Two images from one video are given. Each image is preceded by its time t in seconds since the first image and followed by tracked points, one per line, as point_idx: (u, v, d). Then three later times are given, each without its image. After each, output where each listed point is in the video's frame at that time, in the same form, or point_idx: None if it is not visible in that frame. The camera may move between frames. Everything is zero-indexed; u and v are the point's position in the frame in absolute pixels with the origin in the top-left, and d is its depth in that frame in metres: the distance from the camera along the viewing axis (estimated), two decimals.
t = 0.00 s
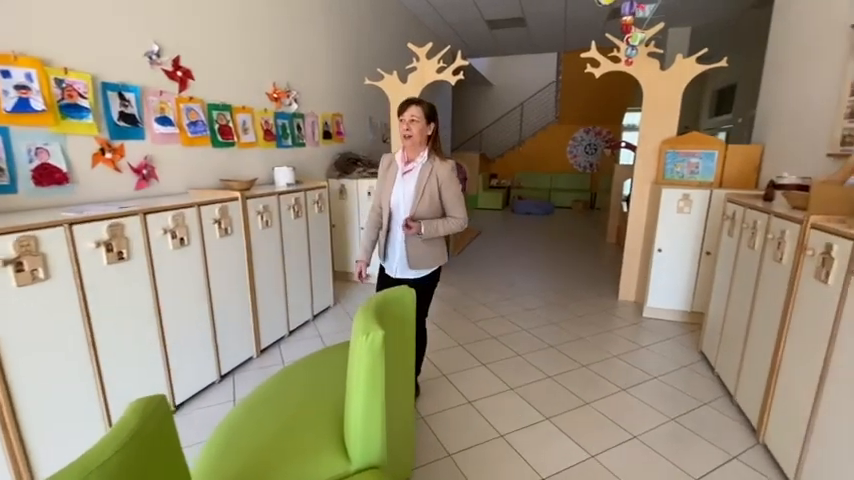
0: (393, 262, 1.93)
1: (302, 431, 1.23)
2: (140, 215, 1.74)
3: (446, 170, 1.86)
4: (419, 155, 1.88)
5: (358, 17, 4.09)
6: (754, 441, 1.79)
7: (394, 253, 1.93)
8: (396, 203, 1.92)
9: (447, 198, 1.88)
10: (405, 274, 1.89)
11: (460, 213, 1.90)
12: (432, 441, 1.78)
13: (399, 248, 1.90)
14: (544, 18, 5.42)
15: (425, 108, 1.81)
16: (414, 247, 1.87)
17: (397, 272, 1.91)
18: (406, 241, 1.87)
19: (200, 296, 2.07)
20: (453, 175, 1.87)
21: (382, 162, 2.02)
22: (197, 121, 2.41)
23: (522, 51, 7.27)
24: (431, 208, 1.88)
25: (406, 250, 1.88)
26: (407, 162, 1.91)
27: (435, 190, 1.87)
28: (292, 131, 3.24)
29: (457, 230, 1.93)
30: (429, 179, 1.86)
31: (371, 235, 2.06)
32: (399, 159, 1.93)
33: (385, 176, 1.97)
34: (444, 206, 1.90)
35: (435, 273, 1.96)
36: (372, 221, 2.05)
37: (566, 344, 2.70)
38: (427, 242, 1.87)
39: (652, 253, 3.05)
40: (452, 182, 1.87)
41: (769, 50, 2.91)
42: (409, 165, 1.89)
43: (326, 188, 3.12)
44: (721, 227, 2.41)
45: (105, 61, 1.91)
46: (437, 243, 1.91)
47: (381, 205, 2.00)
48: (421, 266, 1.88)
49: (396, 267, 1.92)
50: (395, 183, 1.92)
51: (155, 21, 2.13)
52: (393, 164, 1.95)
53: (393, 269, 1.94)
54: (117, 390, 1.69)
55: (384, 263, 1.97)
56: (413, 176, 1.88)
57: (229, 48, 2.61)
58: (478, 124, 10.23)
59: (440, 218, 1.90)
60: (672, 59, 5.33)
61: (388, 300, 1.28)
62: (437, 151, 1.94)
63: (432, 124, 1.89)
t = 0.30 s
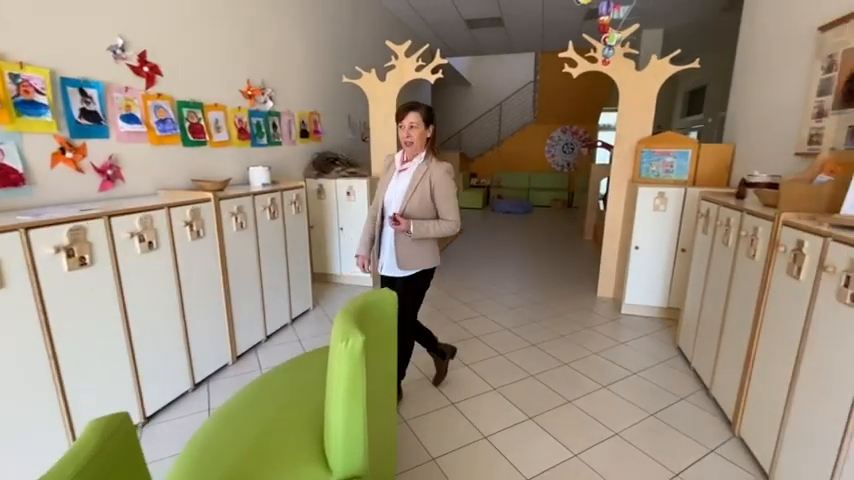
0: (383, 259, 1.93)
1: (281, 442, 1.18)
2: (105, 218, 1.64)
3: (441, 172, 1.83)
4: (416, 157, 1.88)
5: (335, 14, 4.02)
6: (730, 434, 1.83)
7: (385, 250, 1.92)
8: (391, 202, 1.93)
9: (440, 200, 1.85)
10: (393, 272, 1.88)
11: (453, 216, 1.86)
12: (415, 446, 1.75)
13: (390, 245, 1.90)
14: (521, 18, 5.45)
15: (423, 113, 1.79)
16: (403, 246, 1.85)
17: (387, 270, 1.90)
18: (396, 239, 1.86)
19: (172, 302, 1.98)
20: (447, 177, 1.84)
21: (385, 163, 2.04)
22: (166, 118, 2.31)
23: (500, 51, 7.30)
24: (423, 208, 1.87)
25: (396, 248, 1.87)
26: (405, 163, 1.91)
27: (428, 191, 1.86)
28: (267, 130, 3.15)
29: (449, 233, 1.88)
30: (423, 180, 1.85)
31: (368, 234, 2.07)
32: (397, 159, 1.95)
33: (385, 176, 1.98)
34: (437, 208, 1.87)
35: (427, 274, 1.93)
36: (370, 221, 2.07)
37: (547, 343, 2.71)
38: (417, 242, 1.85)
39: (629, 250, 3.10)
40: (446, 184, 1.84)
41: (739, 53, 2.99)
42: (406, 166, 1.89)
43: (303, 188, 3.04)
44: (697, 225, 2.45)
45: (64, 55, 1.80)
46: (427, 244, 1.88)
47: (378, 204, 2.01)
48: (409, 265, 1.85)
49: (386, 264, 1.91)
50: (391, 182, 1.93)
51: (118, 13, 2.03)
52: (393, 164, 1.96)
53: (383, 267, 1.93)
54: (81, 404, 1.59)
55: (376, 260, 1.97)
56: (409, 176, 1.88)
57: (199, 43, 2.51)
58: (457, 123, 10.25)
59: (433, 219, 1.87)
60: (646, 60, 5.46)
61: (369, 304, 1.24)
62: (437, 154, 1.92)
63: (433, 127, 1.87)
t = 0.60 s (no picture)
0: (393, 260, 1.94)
1: (262, 453, 1.14)
2: (70, 220, 1.56)
3: (443, 172, 1.82)
4: (420, 159, 1.87)
5: (312, 10, 3.95)
6: (709, 426, 1.86)
7: (395, 251, 1.94)
8: (398, 204, 1.94)
9: (443, 199, 1.83)
10: (401, 272, 1.89)
11: (458, 215, 1.82)
12: (400, 449, 1.72)
13: (398, 246, 1.91)
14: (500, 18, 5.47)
15: (426, 115, 1.80)
16: (408, 246, 1.84)
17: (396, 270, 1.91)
18: (402, 239, 1.87)
19: (145, 307, 1.90)
20: (449, 176, 1.82)
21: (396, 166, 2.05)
22: (136, 116, 2.21)
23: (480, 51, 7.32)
24: (427, 209, 1.85)
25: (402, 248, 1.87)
26: (410, 165, 1.92)
27: (431, 192, 1.84)
28: (244, 128, 3.07)
29: (455, 232, 1.85)
30: (425, 181, 1.84)
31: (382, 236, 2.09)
32: (405, 162, 1.95)
33: (394, 179, 2.00)
34: (442, 208, 1.85)
35: (436, 271, 1.90)
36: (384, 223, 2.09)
37: (531, 341, 2.73)
38: (423, 242, 1.83)
39: (609, 248, 3.14)
40: (448, 183, 1.81)
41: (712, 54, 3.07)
42: (411, 168, 1.89)
43: (282, 188, 2.97)
44: (674, 222, 2.50)
45: (23, 48, 1.71)
46: (433, 243, 1.85)
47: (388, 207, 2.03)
48: (414, 265, 1.84)
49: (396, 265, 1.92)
50: (399, 184, 1.94)
51: (83, 5, 1.93)
52: (401, 167, 1.97)
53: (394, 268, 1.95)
54: (46, 417, 1.51)
55: (388, 260, 2.00)
56: (413, 178, 1.88)
57: (171, 38, 2.42)
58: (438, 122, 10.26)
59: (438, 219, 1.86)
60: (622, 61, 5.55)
61: (351, 307, 1.20)
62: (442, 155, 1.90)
63: (435, 129, 1.86)
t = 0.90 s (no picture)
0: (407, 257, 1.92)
1: (245, 461, 1.10)
2: (38, 224, 1.49)
3: (451, 166, 1.82)
4: (425, 154, 1.86)
5: (291, 7, 3.89)
6: (690, 420, 1.90)
7: (407, 248, 1.91)
8: (407, 201, 1.91)
9: (454, 193, 1.83)
10: (418, 268, 1.87)
11: (469, 207, 1.84)
12: (387, 453, 1.70)
13: (411, 243, 1.89)
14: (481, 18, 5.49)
15: (431, 110, 1.80)
16: (424, 241, 1.83)
17: (412, 266, 1.89)
18: (416, 235, 1.85)
19: (120, 313, 1.83)
20: (457, 170, 1.82)
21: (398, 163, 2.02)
22: (108, 115, 2.13)
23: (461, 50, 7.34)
24: (438, 202, 1.85)
25: (416, 244, 1.85)
26: (415, 161, 1.90)
27: (441, 186, 1.84)
28: (222, 128, 3.00)
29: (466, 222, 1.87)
30: (435, 175, 1.83)
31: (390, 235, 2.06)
32: (409, 159, 1.93)
33: (398, 177, 1.97)
34: (453, 201, 1.85)
35: (448, 264, 1.91)
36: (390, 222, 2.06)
37: (516, 339, 2.74)
38: (437, 235, 1.83)
39: (591, 246, 3.18)
40: (457, 176, 1.82)
41: (688, 55, 3.14)
42: (417, 164, 1.87)
43: (262, 188, 2.91)
44: (654, 220, 2.55)
45: None
46: (447, 236, 1.85)
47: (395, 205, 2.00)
48: (432, 258, 1.83)
49: (410, 261, 1.89)
50: (406, 181, 1.92)
51: None
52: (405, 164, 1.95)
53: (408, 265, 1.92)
54: (14, 430, 1.44)
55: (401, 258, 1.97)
56: (421, 174, 1.86)
57: (144, 34, 2.35)
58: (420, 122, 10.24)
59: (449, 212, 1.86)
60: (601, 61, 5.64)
61: (334, 310, 1.18)
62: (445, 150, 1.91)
63: (439, 125, 1.87)
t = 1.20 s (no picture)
0: (417, 259, 1.87)
1: (227, 472, 1.07)
2: (5, 229, 1.42)
3: (462, 165, 1.82)
4: (434, 155, 1.85)
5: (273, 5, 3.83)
6: (674, 417, 1.93)
7: (417, 250, 1.87)
8: (417, 203, 1.88)
9: (464, 193, 1.83)
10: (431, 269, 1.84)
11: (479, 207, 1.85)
12: (375, 458, 1.68)
13: (422, 244, 1.85)
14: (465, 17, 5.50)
15: (439, 108, 1.82)
16: (436, 241, 1.80)
17: (424, 267, 1.85)
18: (427, 236, 1.82)
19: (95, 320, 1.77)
20: (467, 170, 1.83)
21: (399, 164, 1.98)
22: (80, 115, 2.05)
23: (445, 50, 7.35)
24: (449, 202, 1.84)
25: (428, 245, 1.82)
26: (423, 161, 1.88)
27: (452, 185, 1.83)
28: (202, 128, 2.93)
29: (474, 222, 1.87)
30: (446, 175, 1.82)
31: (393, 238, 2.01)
32: (416, 159, 1.90)
33: (403, 178, 1.93)
34: (463, 201, 1.85)
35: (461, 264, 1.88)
36: (392, 224, 2.00)
37: (503, 339, 2.74)
38: (449, 236, 1.81)
39: (576, 246, 3.21)
40: (467, 176, 1.83)
41: (669, 56, 3.19)
42: (427, 165, 1.85)
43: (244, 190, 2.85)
44: (637, 219, 2.58)
45: None
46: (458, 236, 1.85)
47: (400, 206, 1.95)
48: (446, 258, 1.80)
49: (421, 262, 1.85)
50: (414, 182, 1.88)
51: None
52: (411, 164, 1.91)
53: (418, 267, 1.88)
54: None
55: (408, 260, 1.91)
56: (431, 175, 1.84)
57: (119, 32, 2.28)
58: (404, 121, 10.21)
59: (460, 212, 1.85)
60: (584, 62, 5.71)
61: (319, 315, 1.16)
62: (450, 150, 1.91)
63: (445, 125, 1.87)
